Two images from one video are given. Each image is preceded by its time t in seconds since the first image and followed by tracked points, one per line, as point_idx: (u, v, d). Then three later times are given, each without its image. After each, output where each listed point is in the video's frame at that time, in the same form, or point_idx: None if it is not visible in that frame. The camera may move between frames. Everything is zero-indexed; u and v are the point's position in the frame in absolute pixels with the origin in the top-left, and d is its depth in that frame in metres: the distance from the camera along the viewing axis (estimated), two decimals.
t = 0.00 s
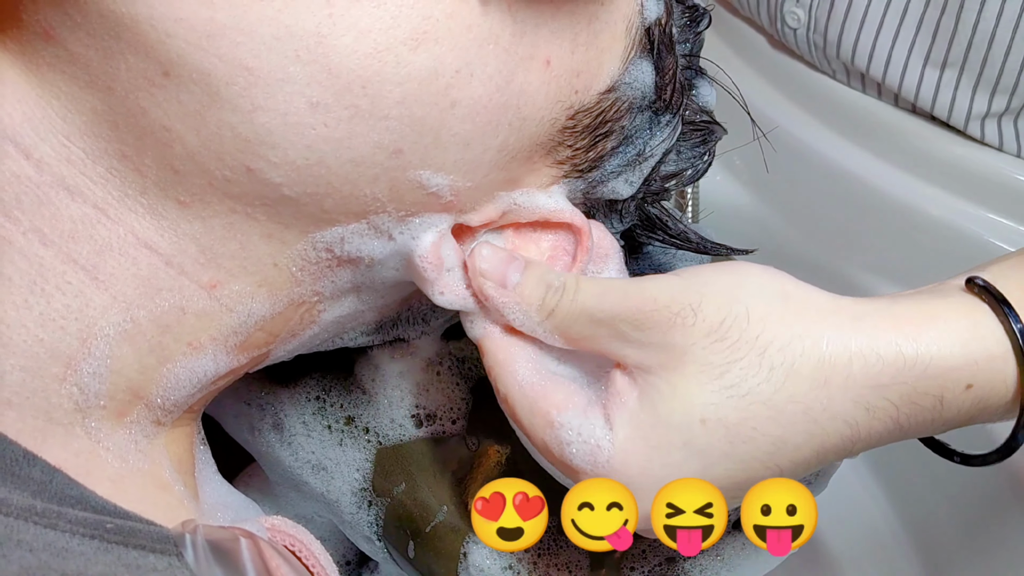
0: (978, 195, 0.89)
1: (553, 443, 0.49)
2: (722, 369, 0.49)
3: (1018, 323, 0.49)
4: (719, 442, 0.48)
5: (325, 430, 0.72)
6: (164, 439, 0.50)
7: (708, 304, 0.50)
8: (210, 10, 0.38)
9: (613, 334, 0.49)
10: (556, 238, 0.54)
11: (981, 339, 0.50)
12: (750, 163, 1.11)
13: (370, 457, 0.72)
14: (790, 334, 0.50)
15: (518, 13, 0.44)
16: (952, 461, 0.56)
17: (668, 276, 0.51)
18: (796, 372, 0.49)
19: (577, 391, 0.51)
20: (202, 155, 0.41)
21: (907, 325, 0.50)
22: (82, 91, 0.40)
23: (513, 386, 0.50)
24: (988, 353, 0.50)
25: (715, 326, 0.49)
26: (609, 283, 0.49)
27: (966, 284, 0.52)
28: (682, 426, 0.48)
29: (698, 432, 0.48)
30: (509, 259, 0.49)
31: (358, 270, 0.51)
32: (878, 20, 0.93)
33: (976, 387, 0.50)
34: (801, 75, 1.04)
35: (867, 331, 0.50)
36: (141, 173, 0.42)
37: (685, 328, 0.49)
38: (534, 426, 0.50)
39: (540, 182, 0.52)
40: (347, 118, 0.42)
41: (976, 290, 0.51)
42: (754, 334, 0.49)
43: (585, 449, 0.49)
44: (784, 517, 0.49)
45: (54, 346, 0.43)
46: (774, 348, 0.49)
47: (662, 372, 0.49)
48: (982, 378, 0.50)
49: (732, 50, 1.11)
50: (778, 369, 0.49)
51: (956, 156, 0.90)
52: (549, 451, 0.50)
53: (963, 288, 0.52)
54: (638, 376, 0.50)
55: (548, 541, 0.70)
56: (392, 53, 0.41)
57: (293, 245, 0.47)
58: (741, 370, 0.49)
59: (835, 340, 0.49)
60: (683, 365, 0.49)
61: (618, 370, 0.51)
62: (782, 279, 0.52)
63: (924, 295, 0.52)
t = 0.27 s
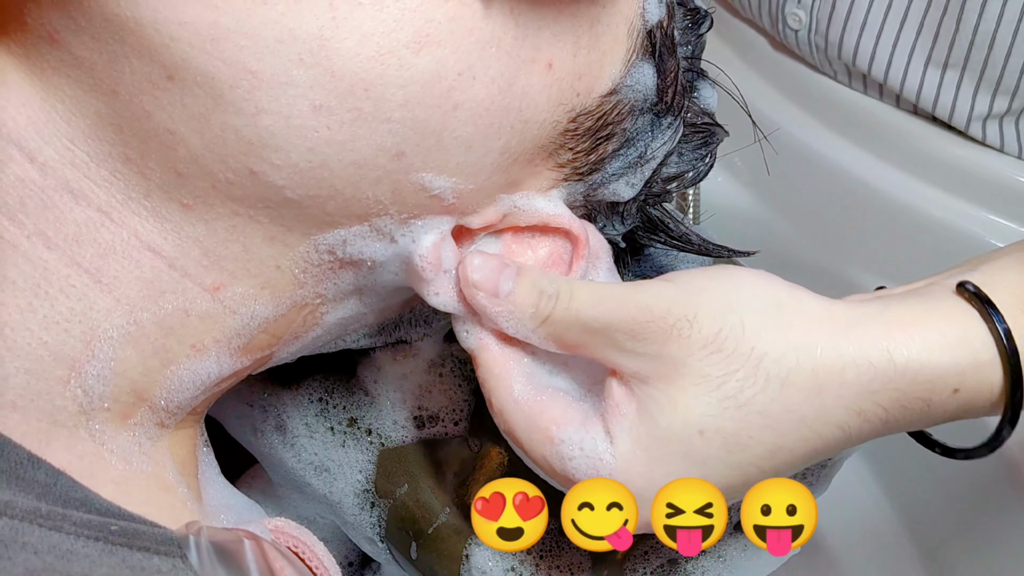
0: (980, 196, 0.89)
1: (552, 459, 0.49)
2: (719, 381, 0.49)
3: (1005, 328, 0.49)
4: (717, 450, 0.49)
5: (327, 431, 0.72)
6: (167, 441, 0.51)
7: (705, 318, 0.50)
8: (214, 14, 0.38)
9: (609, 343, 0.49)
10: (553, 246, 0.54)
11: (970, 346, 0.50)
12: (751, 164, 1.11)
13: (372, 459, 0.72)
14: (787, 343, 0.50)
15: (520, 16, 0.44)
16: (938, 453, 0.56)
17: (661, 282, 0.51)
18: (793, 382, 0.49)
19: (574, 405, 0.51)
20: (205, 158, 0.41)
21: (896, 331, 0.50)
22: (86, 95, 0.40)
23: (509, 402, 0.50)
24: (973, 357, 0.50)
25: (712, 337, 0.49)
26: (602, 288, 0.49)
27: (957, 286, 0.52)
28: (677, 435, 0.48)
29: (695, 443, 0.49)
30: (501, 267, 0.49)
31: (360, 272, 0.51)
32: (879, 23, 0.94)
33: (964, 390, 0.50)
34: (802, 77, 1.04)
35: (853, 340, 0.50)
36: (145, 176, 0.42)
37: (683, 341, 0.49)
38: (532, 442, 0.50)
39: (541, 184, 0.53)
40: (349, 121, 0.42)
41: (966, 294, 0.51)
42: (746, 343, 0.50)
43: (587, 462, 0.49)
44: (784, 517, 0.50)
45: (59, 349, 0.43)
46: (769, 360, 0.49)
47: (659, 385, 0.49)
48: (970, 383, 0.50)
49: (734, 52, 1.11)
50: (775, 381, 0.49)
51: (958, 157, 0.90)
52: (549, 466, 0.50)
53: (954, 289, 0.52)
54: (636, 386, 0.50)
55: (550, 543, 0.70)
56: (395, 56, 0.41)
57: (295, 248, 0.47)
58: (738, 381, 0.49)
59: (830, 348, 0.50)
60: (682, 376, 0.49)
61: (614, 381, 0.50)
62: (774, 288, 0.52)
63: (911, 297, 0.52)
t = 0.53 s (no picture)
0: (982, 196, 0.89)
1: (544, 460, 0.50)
2: (743, 408, 0.46)
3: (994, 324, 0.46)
4: (717, 455, 0.48)
5: (329, 431, 0.73)
6: (169, 441, 0.51)
7: (745, 340, 0.45)
8: (216, 14, 0.38)
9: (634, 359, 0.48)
10: (551, 248, 0.53)
11: (969, 351, 0.46)
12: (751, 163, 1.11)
13: (373, 459, 0.73)
14: (820, 375, 0.46)
15: (521, 16, 0.44)
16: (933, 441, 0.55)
17: (689, 295, 0.45)
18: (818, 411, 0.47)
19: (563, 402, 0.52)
20: (208, 158, 0.41)
21: (898, 336, 0.46)
22: (89, 95, 0.40)
23: (496, 408, 0.50)
24: (971, 366, 0.46)
25: (748, 366, 0.45)
26: (618, 294, 0.44)
27: (955, 287, 0.48)
28: (691, 446, 0.47)
29: (709, 454, 0.48)
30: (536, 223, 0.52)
31: (362, 272, 0.51)
32: (879, 25, 0.94)
33: (960, 394, 0.47)
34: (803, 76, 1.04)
35: (867, 348, 0.46)
36: (148, 176, 0.42)
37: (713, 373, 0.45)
38: (521, 443, 0.51)
39: (543, 184, 0.53)
40: (351, 121, 0.42)
41: (963, 300, 0.47)
42: (774, 372, 0.45)
43: (582, 462, 0.50)
44: (784, 517, 0.50)
45: (61, 348, 0.43)
46: (797, 386, 0.46)
47: (683, 404, 0.46)
48: (966, 387, 0.47)
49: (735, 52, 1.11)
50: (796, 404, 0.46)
51: (961, 158, 0.90)
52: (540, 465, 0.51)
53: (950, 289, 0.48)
54: (655, 402, 0.47)
55: (551, 542, 0.70)
56: (397, 56, 0.41)
57: (297, 247, 0.47)
58: (759, 403, 0.46)
59: (851, 365, 0.46)
60: (710, 400, 0.46)
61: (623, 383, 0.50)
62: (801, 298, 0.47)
63: (909, 297, 0.48)
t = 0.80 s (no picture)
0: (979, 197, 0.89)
1: (604, 442, 0.55)
2: (768, 377, 0.53)
3: None
4: (759, 437, 0.54)
5: (328, 431, 0.73)
6: (169, 440, 0.51)
7: (768, 309, 0.53)
8: (213, 13, 0.38)
9: (666, 321, 0.54)
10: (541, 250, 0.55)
11: (1000, 351, 0.54)
12: (748, 164, 1.12)
13: (372, 458, 0.72)
14: (851, 362, 0.53)
15: (519, 16, 0.44)
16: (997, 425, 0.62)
17: (726, 272, 0.54)
18: (842, 384, 0.53)
19: (616, 387, 0.56)
20: (206, 158, 0.41)
21: (934, 335, 0.54)
22: (88, 95, 0.40)
23: (555, 392, 0.54)
24: (1005, 365, 0.54)
25: (769, 335, 0.53)
26: (662, 257, 0.53)
27: (989, 293, 0.55)
28: (726, 421, 0.54)
29: (742, 430, 0.54)
30: (580, 216, 0.53)
31: (360, 271, 0.51)
32: (872, 28, 0.94)
33: (989, 392, 0.55)
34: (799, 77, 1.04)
35: (899, 348, 0.53)
36: (146, 176, 0.42)
37: (740, 333, 0.53)
38: (579, 426, 0.55)
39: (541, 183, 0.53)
40: (349, 121, 0.42)
41: (997, 304, 0.55)
42: (802, 348, 0.53)
43: (636, 447, 0.54)
44: (784, 517, 0.53)
45: (60, 348, 0.43)
46: (823, 365, 0.53)
47: (706, 371, 0.53)
48: (996, 386, 0.55)
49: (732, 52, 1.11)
50: (824, 381, 0.53)
51: (956, 158, 0.90)
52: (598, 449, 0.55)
53: (985, 295, 0.56)
54: (683, 368, 0.54)
55: (549, 543, 0.70)
56: (394, 56, 0.41)
57: (295, 247, 0.47)
58: (788, 382, 0.53)
59: (880, 352, 0.53)
60: (733, 369, 0.53)
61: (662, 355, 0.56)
62: (826, 279, 0.55)
63: (947, 298, 0.56)
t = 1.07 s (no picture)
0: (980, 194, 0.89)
1: (590, 432, 0.56)
2: (764, 370, 0.55)
3: None
4: (756, 431, 0.56)
5: (328, 425, 0.73)
6: (170, 432, 0.51)
7: (765, 304, 0.55)
8: (215, 7, 0.38)
9: (668, 317, 0.56)
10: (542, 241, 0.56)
11: (996, 349, 0.57)
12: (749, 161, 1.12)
13: (372, 452, 0.73)
14: (843, 352, 0.55)
15: (519, 11, 0.44)
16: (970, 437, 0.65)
17: (729, 260, 0.56)
18: (840, 380, 0.55)
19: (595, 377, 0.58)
20: (208, 151, 0.42)
21: (933, 334, 0.57)
22: (90, 88, 0.41)
23: (544, 386, 0.56)
24: (1003, 364, 0.57)
25: (766, 328, 0.55)
26: (664, 247, 0.55)
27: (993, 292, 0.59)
28: (724, 416, 0.55)
29: (737, 422, 0.56)
30: (587, 204, 0.54)
31: (360, 265, 0.52)
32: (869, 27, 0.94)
33: (990, 392, 0.58)
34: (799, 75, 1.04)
35: (898, 348, 0.56)
36: (148, 169, 0.42)
37: (737, 323, 0.54)
38: (567, 419, 0.57)
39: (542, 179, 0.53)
40: (351, 115, 0.42)
41: (1000, 302, 0.58)
42: (800, 342, 0.55)
43: (626, 437, 0.56)
44: (784, 516, 0.55)
45: (61, 340, 0.43)
46: (819, 359, 0.55)
47: (705, 360, 0.55)
48: (996, 387, 0.58)
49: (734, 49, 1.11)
50: (822, 376, 0.55)
51: (957, 156, 0.91)
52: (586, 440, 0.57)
53: (989, 295, 0.59)
54: (681, 357, 0.56)
55: (548, 537, 0.70)
56: (396, 50, 0.41)
57: (297, 241, 0.47)
58: (785, 373, 0.55)
59: (875, 349, 0.56)
60: (732, 362, 0.55)
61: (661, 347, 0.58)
62: (824, 272, 0.58)
63: (947, 299, 0.59)
